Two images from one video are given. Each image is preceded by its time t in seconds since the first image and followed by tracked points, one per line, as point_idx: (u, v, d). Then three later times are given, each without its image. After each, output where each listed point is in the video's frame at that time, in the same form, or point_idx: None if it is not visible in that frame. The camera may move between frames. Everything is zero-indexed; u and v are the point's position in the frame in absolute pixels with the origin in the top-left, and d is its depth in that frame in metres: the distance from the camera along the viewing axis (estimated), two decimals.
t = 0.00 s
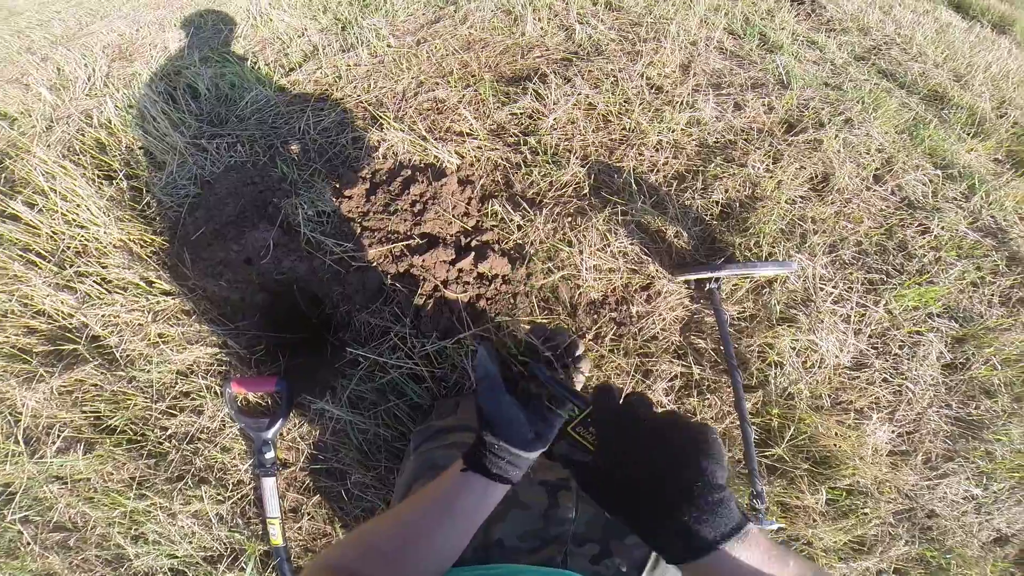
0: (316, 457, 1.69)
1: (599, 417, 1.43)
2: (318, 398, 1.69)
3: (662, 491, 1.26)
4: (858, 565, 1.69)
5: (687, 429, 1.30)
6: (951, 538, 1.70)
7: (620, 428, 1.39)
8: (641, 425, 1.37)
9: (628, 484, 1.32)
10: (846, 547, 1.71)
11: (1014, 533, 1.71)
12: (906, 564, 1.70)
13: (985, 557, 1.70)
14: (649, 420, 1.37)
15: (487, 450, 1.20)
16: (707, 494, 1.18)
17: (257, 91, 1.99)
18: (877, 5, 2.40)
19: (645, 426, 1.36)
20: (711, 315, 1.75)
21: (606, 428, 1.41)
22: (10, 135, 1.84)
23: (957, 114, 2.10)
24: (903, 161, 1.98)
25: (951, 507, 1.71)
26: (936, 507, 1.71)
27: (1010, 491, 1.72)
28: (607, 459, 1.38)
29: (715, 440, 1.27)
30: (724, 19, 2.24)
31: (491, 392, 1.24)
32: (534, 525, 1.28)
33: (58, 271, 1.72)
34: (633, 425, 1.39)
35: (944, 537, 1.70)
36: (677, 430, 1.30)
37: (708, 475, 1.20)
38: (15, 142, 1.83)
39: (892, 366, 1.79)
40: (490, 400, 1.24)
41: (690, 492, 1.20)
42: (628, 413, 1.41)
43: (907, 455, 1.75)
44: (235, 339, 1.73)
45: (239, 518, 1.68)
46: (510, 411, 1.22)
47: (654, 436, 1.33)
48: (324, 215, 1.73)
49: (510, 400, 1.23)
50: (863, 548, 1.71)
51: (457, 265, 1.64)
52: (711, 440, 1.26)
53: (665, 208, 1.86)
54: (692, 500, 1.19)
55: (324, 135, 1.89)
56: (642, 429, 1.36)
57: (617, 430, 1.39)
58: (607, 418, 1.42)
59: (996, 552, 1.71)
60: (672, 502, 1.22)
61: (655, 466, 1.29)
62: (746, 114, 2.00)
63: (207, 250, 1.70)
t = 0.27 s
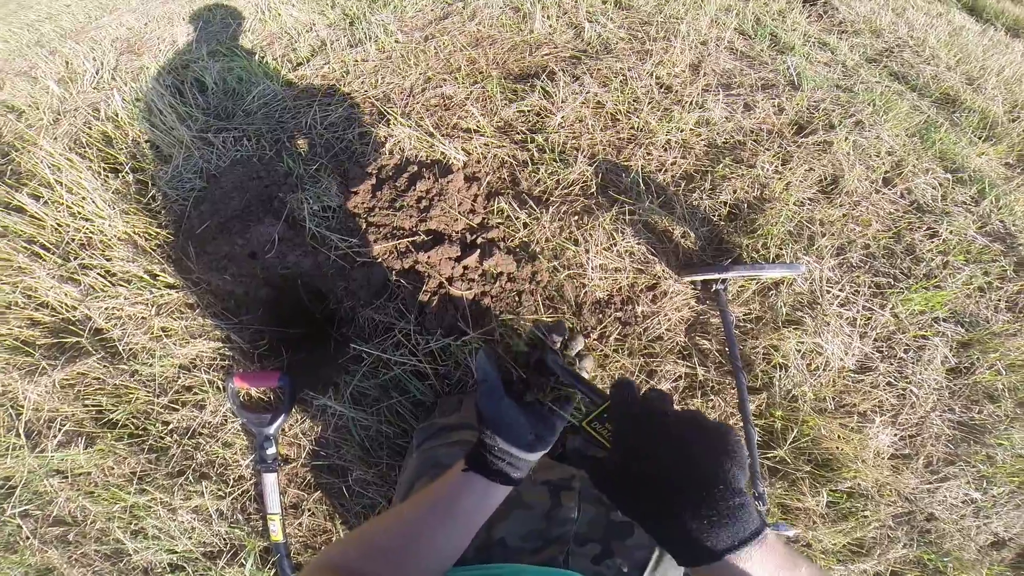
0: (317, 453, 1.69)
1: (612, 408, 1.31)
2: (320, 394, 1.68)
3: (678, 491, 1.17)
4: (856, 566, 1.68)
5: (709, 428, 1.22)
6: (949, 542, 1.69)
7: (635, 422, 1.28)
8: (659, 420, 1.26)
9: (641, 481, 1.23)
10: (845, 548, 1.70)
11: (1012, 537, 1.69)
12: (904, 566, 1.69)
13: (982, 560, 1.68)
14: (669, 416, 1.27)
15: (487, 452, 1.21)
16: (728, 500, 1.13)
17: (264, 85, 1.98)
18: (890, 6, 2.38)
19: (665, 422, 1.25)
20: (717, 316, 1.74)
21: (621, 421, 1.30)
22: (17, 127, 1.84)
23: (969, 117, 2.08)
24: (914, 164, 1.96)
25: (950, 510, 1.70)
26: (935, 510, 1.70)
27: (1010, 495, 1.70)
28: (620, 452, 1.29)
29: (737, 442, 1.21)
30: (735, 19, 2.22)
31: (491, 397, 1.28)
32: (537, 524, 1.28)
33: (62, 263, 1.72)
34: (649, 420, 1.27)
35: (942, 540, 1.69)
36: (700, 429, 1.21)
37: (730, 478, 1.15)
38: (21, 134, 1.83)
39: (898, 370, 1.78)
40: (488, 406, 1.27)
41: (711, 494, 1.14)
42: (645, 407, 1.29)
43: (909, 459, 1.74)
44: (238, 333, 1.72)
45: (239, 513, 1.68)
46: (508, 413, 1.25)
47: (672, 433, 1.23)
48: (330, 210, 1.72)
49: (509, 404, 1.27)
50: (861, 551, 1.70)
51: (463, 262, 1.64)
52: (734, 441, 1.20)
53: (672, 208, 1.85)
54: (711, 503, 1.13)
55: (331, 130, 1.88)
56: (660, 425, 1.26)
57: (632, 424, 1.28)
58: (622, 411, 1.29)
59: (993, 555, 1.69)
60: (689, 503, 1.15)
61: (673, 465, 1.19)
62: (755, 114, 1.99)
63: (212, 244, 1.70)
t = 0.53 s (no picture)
0: (314, 452, 1.68)
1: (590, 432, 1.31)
2: (316, 393, 1.67)
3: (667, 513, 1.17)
4: (853, 565, 1.67)
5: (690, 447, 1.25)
6: (943, 540, 1.69)
7: (615, 444, 1.28)
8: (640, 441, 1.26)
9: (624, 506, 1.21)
10: (841, 547, 1.70)
11: (1006, 535, 1.70)
12: (901, 564, 1.69)
13: (977, 558, 1.68)
14: (648, 437, 1.27)
15: (485, 452, 1.21)
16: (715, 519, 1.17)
17: (259, 84, 1.97)
18: (885, 5, 2.39)
19: (645, 442, 1.26)
20: (713, 314, 1.74)
21: (600, 446, 1.30)
22: (8, 126, 1.82)
23: (963, 116, 2.09)
24: (909, 162, 1.97)
25: (945, 508, 1.70)
26: (930, 508, 1.70)
27: (1005, 493, 1.71)
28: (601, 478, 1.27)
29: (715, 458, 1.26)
30: (731, 17, 2.22)
31: (489, 395, 1.28)
32: (533, 523, 1.28)
33: (54, 263, 1.71)
34: (626, 443, 1.27)
35: (937, 538, 1.69)
36: (682, 448, 1.24)
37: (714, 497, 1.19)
38: (13, 134, 1.81)
39: (893, 367, 1.78)
40: (485, 403, 1.26)
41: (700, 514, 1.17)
42: (621, 430, 1.30)
43: (904, 456, 1.75)
44: (233, 332, 1.72)
45: (235, 513, 1.67)
46: (507, 412, 1.24)
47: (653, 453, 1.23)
48: (325, 208, 1.72)
49: (508, 402, 1.27)
50: (858, 549, 1.70)
51: (459, 260, 1.63)
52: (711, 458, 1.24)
53: (669, 205, 1.85)
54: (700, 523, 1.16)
55: (325, 129, 1.87)
56: (641, 446, 1.25)
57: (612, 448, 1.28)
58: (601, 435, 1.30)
59: (988, 553, 1.69)
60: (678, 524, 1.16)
61: (658, 487, 1.19)
62: (751, 113, 1.99)
63: (206, 243, 1.68)
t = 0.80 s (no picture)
0: (312, 452, 1.67)
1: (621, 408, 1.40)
2: (314, 392, 1.67)
3: (684, 489, 1.25)
4: (851, 564, 1.69)
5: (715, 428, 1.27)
6: (942, 538, 1.70)
7: (644, 420, 1.38)
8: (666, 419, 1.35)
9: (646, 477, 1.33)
10: (839, 545, 1.71)
11: (1004, 534, 1.71)
12: (899, 563, 1.70)
13: (974, 556, 1.69)
14: (676, 415, 1.35)
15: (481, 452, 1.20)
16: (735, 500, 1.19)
17: (256, 83, 1.96)
18: (883, 4, 2.39)
19: (671, 421, 1.34)
20: (711, 313, 1.74)
21: (629, 420, 1.39)
22: (3, 125, 1.81)
23: (960, 115, 2.10)
24: (906, 161, 1.97)
25: (942, 506, 1.71)
26: (928, 506, 1.71)
27: (1002, 492, 1.72)
28: (628, 451, 1.38)
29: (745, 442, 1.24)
30: (728, 16, 2.22)
31: (485, 397, 1.28)
32: (531, 522, 1.28)
33: (50, 262, 1.70)
34: (658, 418, 1.37)
35: (935, 537, 1.70)
36: (707, 430, 1.27)
37: (737, 478, 1.19)
38: (8, 133, 1.80)
39: (890, 366, 1.79)
40: (480, 406, 1.27)
41: (716, 495, 1.20)
42: (653, 407, 1.39)
43: (903, 455, 1.75)
44: (230, 331, 1.71)
45: (234, 513, 1.67)
46: (503, 414, 1.25)
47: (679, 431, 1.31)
48: (322, 207, 1.71)
49: (504, 404, 1.28)
50: (856, 547, 1.71)
51: (456, 259, 1.63)
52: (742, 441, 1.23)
53: (666, 204, 1.85)
54: (718, 502, 1.20)
55: (323, 128, 1.87)
56: (668, 424, 1.34)
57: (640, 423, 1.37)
58: (632, 411, 1.39)
59: (986, 552, 1.71)
60: (695, 501, 1.22)
61: (679, 464, 1.28)
62: (748, 112, 1.99)
63: (203, 242, 1.67)
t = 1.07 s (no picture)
0: (311, 452, 1.67)
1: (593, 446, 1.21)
2: (313, 392, 1.67)
3: (670, 530, 1.06)
4: (853, 564, 1.69)
5: (695, 455, 1.12)
6: (943, 538, 1.70)
7: (620, 456, 1.18)
8: (642, 453, 1.16)
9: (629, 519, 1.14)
10: (840, 545, 1.71)
11: (1004, 534, 1.70)
12: (899, 562, 1.70)
13: (975, 556, 1.69)
14: (654, 447, 1.16)
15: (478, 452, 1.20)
16: (726, 533, 1.01)
17: (255, 82, 1.96)
18: (884, 4, 2.38)
19: (649, 453, 1.15)
20: (711, 313, 1.73)
21: (602, 459, 1.19)
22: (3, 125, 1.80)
23: (961, 114, 2.09)
24: (907, 160, 1.97)
25: (943, 506, 1.71)
26: (928, 506, 1.70)
27: (1003, 492, 1.71)
28: (608, 493, 1.18)
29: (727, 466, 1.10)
30: (729, 15, 2.22)
31: (481, 398, 1.27)
32: (531, 523, 1.28)
33: (49, 262, 1.70)
34: (634, 452, 1.17)
35: (937, 537, 1.70)
36: (686, 457, 1.12)
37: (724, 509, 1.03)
38: (7, 132, 1.80)
39: (891, 366, 1.78)
40: (477, 406, 1.26)
41: (705, 531, 1.02)
42: (630, 438, 1.19)
43: (903, 455, 1.74)
44: (229, 331, 1.71)
45: (233, 513, 1.67)
46: (500, 414, 1.24)
47: (657, 466, 1.13)
48: (321, 206, 1.71)
49: (500, 404, 1.26)
50: (856, 547, 1.71)
51: (456, 259, 1.63)
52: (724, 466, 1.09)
53: (667, 203, 1.84)
54: (709, 540, 1.02)
55: (322, 127, 1.87)
56: (647, 458, 1.15)
57: (615, 461, 1.17)
58: (604, 449, 1.19)
59: (987, 551, 1.70)
60: (682, 543, 1.04)
61: (662, 502, 1.09)
62: (749, 111, 1.98)
63: (202, 241, 1.67)
